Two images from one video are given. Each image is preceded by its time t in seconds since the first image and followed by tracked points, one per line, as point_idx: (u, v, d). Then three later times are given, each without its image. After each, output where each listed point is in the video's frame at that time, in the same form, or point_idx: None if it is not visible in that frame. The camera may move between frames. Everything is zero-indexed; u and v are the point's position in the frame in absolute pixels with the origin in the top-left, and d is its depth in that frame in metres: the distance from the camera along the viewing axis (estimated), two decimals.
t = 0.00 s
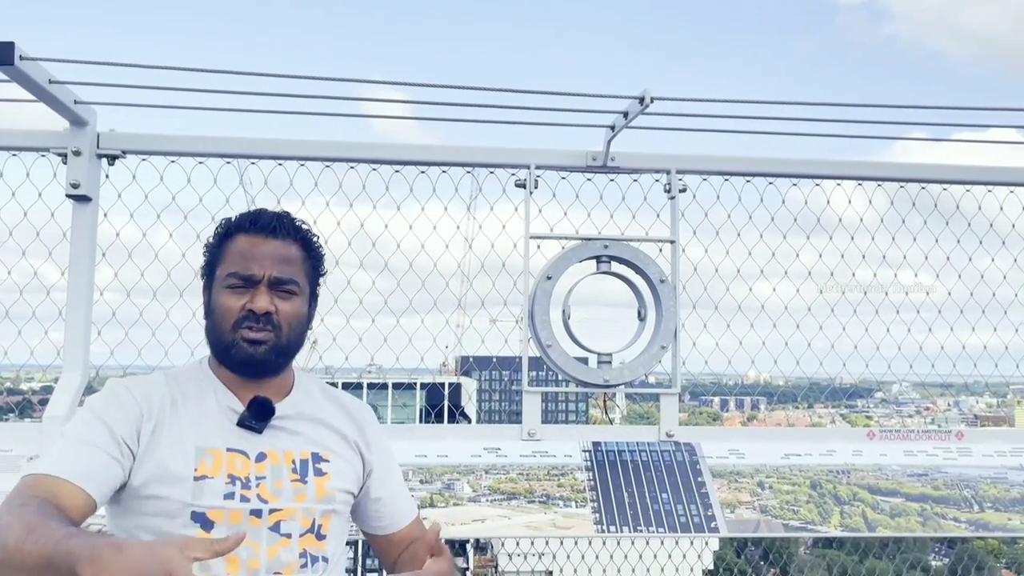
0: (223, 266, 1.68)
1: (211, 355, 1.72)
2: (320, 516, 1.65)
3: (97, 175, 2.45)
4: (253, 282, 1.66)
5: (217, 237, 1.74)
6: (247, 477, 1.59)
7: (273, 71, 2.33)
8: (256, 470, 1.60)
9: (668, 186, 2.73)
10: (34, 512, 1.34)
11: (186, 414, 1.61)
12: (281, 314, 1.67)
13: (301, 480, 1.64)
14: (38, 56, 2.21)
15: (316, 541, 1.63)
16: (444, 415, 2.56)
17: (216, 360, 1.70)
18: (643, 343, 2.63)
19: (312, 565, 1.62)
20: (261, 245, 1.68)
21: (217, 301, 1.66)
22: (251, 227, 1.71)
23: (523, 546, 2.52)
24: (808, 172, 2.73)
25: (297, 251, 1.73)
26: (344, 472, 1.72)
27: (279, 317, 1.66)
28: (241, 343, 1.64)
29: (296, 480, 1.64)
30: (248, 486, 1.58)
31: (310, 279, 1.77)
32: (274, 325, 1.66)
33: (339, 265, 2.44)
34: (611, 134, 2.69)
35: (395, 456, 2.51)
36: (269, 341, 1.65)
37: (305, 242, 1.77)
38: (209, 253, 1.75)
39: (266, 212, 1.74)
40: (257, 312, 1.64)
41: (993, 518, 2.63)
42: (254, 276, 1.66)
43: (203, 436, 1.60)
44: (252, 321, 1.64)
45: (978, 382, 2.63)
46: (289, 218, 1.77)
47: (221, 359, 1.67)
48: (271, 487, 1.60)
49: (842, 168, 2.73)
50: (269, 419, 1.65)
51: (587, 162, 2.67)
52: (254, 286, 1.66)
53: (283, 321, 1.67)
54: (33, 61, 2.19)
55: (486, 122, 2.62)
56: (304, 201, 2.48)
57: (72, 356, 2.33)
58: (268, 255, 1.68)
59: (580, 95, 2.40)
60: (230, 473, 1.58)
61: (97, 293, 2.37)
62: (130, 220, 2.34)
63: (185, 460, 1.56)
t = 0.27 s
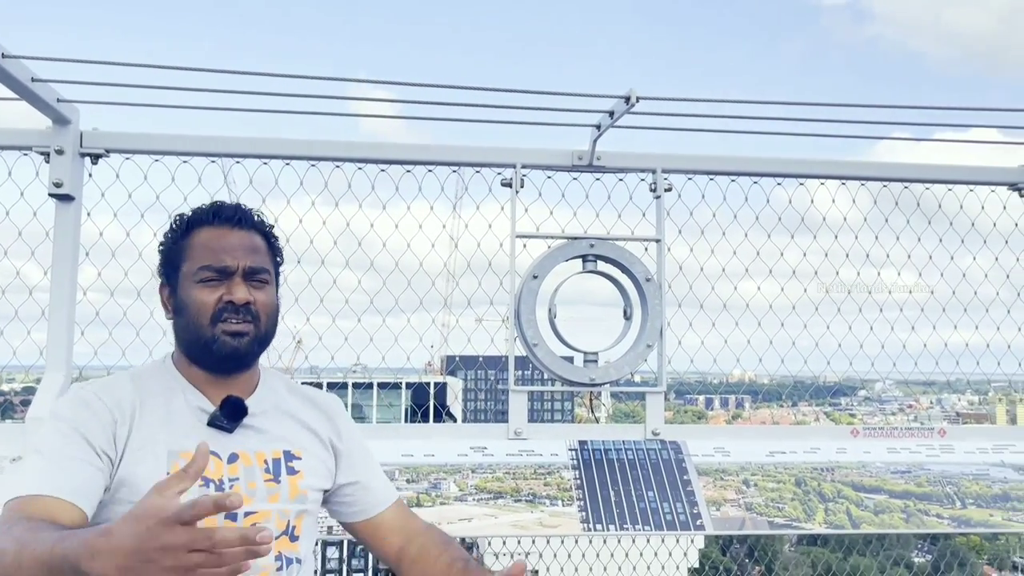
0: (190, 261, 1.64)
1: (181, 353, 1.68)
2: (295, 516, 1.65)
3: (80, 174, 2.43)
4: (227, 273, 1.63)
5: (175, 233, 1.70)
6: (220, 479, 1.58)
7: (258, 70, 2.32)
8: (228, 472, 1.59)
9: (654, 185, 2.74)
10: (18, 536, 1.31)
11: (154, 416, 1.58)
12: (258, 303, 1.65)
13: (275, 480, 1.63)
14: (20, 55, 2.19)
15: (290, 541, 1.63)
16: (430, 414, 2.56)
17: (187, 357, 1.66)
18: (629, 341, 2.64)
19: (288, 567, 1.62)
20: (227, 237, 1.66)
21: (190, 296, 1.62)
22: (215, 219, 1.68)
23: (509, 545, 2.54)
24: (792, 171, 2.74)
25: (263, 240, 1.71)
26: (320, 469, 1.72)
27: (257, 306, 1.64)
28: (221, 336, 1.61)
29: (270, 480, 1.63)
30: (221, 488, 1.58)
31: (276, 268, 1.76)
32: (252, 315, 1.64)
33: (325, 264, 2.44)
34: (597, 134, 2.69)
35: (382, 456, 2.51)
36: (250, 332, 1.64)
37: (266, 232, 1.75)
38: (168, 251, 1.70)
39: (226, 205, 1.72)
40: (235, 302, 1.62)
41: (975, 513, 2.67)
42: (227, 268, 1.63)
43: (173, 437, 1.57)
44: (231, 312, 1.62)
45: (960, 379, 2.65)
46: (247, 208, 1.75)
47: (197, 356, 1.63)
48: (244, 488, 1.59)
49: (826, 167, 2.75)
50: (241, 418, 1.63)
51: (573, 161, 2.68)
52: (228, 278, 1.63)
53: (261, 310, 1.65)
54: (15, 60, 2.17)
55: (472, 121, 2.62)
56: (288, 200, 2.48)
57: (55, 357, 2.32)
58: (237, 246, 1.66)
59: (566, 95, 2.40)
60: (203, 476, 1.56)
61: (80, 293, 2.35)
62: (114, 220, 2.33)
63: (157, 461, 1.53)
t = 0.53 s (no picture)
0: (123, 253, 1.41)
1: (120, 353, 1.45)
2: (256, 522, 1.44)
3: (63, 173, 2.41)
4: (164, 266, 1.39)
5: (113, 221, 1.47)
6: (176, 485, 1.35)
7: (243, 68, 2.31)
8: (184, 477, 1.37)
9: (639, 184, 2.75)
10: None
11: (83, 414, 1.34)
12: (198, 299, 1.41)
13: (236, 486, 1.41)
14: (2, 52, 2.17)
15: (253, 550, 1.42)
16: (416, 413, 2.56)
17: (126, 358, 1.43)
18: (615, 339, 2.64)
19: None
20: (164, 226, 1.42)
21: (121, 292, 1.39)
22: (154, 207, 1.44)
23: (496, 544, 2.56)
24: (777, 170, 2.76)
25: (209, 230, 1.47)
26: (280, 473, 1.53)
27: (196, 302, 1.40)
28: (156, 335, 1.38)
29: (230, 485, 1.41)
30: (179, 496, 1.34)
31: (230, 259, 1.52)
32: (192, 312, 1.40)
33: (310, 263, 2.44)
34: (582, 132, 2.70)
35: (368, 456, 2.49)
36: (189, 330, 1.41)
37: (216, 220, 1.51)
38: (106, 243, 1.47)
39: (170, 191, 1.48)
40: (172, 298, 1.38)
41: (958, 510, 2.68)
42: (162, 260, 1.40)
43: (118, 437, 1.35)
44: (168, 307, 1.38)
45: (943, 376, 2.67)
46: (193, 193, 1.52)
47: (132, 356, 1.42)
48: (203, 494, 1.37)
49: (810, 166, 2.77)
50: (200, 420, 1.43)
51: (558, 160, 2.68)
52: (164, 270, 1.39)
53: (202, 307, 1.42)
54: None
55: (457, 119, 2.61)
56: (273, 198, 2.46)
57: (38, 357, 2.30)
58: (177, 237, 1.42)
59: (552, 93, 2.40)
60: (157, 482, 1.33)
61: (63, 293, 2.34)
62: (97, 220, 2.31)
63: (103, 474, 1.30)
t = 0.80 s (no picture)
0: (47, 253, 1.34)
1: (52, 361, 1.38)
2: (207, 533, 1.41)
3: (42, 170, 2.38)
4: (90, 264, 1.33)
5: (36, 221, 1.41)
6: (124, 499, 1.30)
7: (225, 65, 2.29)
8: (133, 490, 1.32)
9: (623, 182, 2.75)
10: None
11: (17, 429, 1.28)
12: (130, 297, 1.34)
13: (185, 496, 1.38)
14: None
15: (206, 560, 1.40)
16: (401, 411, 2.55)
17: (59, 366, 1.36)
18: (599, 338, 2.64)
19: None
20: (88, 221, 1.36)
21: (47, 295, 1.32)
22: (76, 202, 1.38)
23: (480, 542, 2.55)
24: (760, 168, 2.77)
25: (138, 224, 1.41)
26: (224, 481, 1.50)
27: (128, 301, 1.34)
28: (87, 338, 1.31)
29: (179, 496, 1.37)
30: (127, 511, 1.30)
31: (164, 254, 1.46)
32: (124, 311, 1.33)
33: (294, 262, 2.42)
34: (566, 131, 2.70)
35: (352, 455, 2.48)
36: (123, 331, 1.33)
37: (145, 213, 1.45)
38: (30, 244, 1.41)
39: (93, 184, 1.42)
40: (101, 298, 1.31)
41: (938, 505, 2.68)
42: (89, 257, 1.33)
43: (59, 452, 1.29)
44: (97, 308, 1.31)
45: (924, 374, 2.70)
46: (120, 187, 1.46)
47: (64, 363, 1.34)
48: (152, 507, 1.33)
49: (793, 165, 2.78)
50: (146, 426, 1.37)
51: (542, 158, 2.68)
52: (91, 269, 1.33)
53: (134, 305, 1.35)
54: None
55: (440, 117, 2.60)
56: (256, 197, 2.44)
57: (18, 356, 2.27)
58: (102, 232, 1.36)
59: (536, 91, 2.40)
60: (103, 497, 1.28)
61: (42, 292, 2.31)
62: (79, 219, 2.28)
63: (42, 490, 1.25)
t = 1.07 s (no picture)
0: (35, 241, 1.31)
1: (28, 355, 1.34)
2: (192, 533, 1.39)
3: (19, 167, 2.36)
4: (82, 257, 1.30)
5: (17, 206, 1.36)
6: (104, 503, 1.28)
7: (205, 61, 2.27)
8: (113, 493, 1.30)
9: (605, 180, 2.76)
10: None
11: None
12: (123, 294, 1.33)
13: (168, 497, 1.36)
14: None
15: (192, 561, 1.38)
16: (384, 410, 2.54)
17: (37, 360, 1.32)
18: (581, 335, 2.65)
19: None
20: (82, 213, 1.34)
21: (35, 286, 1.28)
22: (66, 191, 1.35)
23: (463, 540, 2.55)
24: (741, 166, 2.78)
25: (128, 217, 1.40)
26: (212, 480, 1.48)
27: (121, 297, 1.32)
28: (76, 334, 1.28)
29: (163, 497, 1.35)
30: (108, 515, 1.27)
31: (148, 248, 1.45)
32: (116, 307, 1.32)
33: (275, 260, 2.41)
34: (549, 128, 2.70)
35: (334, 453, 2.47)
36: (113, 327, 1.32)
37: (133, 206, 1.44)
38: (8, 230, 1.36)
39: (81, 173, 1.39)
40: (94, 293, 1.29)
41: (918, 500, 2.71)
42: (82, 250, 1.31)
43: (33, 457, 1.26)
44: (89, 303, 1.29)
45: (903, 369, 2.71)
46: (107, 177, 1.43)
47: (44, 358, 1.31)
48: (134, 510, 1.31)
49: (774, 163, 2.80)
50: (123, 426, 1.35)
51: (524, 156, 2.68)
52: (83, 262, 1.30)
53: (126, 302, 1.33)
54: None
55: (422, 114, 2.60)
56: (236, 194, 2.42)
57: None
58: (96, 225, 1.34)
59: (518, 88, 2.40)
60: (82, 502, 1.26)
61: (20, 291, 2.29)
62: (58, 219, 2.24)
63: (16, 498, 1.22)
